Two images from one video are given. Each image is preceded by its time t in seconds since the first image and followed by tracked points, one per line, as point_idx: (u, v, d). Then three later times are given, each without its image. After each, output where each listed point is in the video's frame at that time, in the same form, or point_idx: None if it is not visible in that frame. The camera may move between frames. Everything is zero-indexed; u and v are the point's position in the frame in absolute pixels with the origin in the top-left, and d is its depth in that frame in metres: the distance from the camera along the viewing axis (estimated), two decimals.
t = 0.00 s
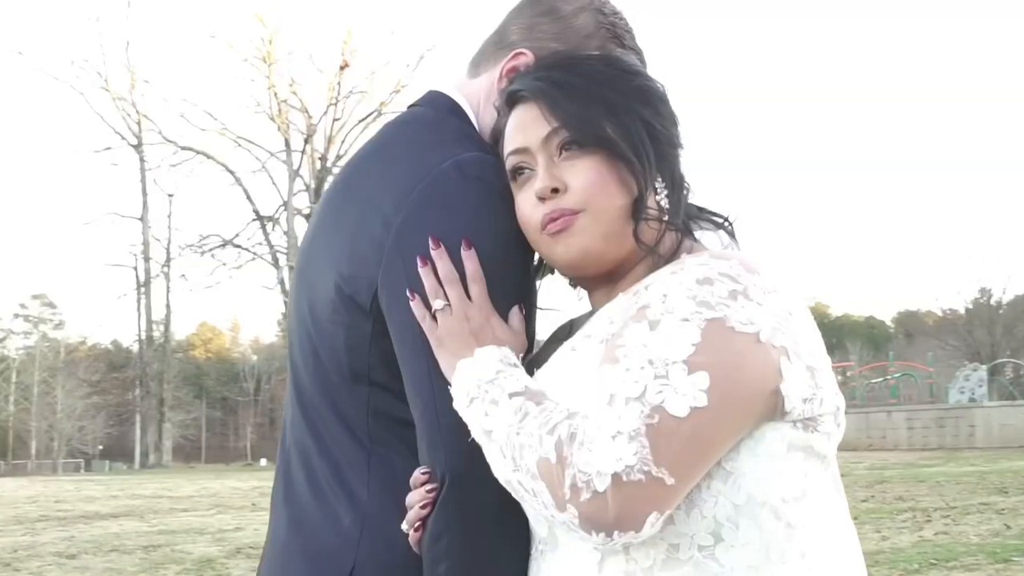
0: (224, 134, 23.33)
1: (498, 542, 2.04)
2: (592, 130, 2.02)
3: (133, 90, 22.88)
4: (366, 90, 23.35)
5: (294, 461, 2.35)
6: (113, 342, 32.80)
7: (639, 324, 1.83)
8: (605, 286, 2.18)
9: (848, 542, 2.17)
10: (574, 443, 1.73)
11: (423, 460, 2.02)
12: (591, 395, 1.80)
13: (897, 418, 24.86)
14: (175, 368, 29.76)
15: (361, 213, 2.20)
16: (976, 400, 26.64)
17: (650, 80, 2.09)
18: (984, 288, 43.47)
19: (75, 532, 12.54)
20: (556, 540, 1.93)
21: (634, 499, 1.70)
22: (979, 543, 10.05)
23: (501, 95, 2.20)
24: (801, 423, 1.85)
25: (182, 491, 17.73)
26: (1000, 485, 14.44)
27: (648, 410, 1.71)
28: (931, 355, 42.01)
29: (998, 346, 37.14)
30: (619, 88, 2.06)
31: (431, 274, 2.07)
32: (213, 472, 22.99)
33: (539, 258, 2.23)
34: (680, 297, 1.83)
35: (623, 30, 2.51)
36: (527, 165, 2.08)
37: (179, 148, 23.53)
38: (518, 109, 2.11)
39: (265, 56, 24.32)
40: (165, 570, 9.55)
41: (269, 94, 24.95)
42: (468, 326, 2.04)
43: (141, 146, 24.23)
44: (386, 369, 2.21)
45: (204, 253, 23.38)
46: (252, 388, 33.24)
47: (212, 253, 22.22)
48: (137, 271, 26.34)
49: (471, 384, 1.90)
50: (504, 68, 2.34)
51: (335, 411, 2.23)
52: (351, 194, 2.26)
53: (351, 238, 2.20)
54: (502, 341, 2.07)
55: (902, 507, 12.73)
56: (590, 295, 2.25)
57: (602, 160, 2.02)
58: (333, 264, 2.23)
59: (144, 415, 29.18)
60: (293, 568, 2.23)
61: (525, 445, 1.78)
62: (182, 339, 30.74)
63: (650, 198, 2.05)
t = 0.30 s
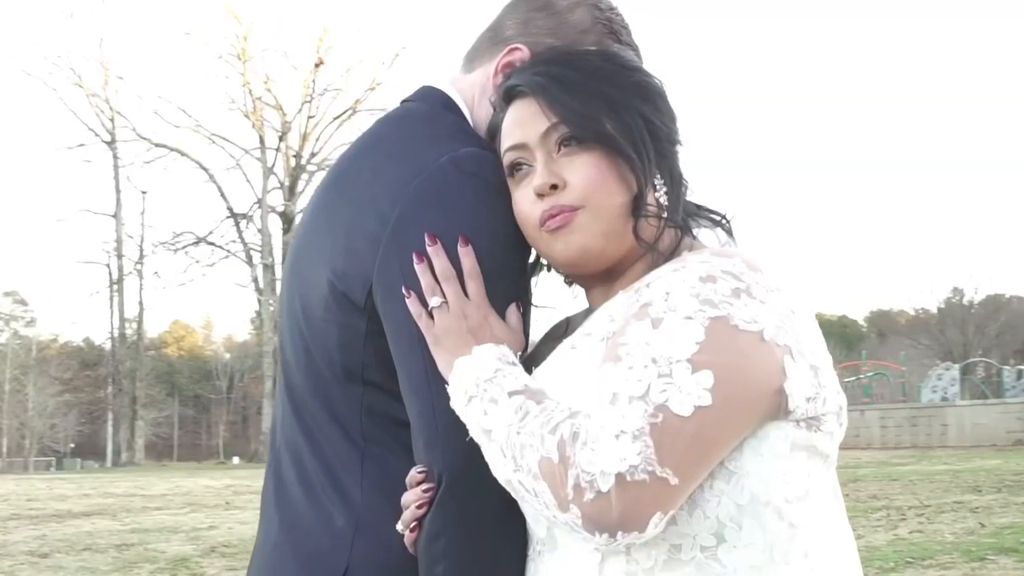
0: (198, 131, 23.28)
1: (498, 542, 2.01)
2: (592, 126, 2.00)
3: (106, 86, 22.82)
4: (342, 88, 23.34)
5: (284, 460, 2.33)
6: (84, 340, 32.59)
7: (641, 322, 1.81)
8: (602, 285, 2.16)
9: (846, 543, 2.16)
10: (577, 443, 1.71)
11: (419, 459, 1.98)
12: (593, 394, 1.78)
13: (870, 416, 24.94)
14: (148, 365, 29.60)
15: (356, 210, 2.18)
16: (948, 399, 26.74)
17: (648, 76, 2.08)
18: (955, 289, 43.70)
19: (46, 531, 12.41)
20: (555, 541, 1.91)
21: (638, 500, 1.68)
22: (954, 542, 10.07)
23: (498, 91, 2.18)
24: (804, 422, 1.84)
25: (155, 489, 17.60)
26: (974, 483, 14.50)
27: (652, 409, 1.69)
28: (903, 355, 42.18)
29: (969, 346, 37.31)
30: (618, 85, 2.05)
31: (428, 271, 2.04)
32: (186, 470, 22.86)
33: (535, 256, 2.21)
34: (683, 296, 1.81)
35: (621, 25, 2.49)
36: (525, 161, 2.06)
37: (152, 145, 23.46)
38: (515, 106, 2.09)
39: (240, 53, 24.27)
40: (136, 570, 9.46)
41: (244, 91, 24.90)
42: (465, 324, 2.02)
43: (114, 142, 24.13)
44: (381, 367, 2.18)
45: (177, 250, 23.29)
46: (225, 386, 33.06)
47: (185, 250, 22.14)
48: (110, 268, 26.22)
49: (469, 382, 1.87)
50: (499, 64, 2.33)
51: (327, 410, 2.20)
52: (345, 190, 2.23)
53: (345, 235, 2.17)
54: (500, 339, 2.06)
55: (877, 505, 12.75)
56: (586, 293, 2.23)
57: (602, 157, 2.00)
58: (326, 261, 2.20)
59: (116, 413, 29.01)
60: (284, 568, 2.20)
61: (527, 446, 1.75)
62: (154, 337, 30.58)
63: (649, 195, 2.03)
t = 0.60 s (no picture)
0: (161, 127, 23.16)
1: (496, 543, 1.98)
2: (592, 120, 1.96)
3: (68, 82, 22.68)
4: (305, 85, 23.25)
5: (273, 458, 2.29)
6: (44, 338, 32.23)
7: (646, 319, 1.78)
8: (601, 281, 2.13)
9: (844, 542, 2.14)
10: (581, 441, 1.67)
11: (414, 458, 1.95)
12: (596, 392, 1.75)
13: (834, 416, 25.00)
14: (109, 364, 29.35)
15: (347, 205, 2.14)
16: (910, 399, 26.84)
17: (646, 70, 2.05)
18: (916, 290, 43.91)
19: (7, 531, 12.27)
20: (555, 541, 1.88)
21: (644, 499, 1.65)
22: (921, 542, 10.09)
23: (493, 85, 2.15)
24: (808, 421, 1.82)
25: (116, 489, 17.44)
26: (938, 483, 14.56)
27: (658, 408, 1.66)
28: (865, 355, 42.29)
29: (930, 347, 37.48)
30: (616, 78, 2.02)
31: (423, 268, 2.01)
32: (147, 469, 22.69)
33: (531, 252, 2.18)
34: (687, 292, 1.78)
35: (615, 21, 2.48)
36: (523, 156, 2.02)
37: (114, 141, 23.32)
38: (511, 100, 2.06)
39: (203, 49, 24.15)
40: (101, 570, 9.36)
41: (207, 88, 24.78)
42: (462, 320, 1.99)
43: (75, 139, 23.95)
44: (373, 364, 2.14)
45: (139, 248, 23.13)
46: (186, 385, 32.82)
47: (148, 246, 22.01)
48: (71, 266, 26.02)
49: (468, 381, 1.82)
50: (493, 56, 2.31)
51: (318, 409, 2.16)
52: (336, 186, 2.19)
53: (336, 230, 2.13)
54: (496, 337, 2.03)
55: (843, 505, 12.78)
56: (583, 290, 2.20)
57: (602, 151, 1.97)
58: (317, 258, 2.17)
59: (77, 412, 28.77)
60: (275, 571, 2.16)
61: (529, 445, 1.72)
62: (116, 335, 30.35)
63: (649, 191, 2.00)
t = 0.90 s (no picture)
0: (135, 126, 23.07)
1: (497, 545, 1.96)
2: (594, 119, 1.95)
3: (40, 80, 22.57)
4: (279, 84, 23.19)
5: (267, 459, 2.27)
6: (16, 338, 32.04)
7: (651, 319, 1.76)
8: (602, 280, 2.12)
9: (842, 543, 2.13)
10: (588, 443, 1.65)
11: (413, 459, 1.92)
12: (601, 392, 1.73)
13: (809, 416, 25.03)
14: (82, 364, 29.18)
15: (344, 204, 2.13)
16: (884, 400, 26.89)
17: (647, 67, 2.04)
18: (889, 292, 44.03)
19: None
20: (556, 544, 1.86)
21: (651, 501, 1.63)
22: (897, 542, 10.10)
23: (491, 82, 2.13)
24: (813, 422, 1.82)
25: (88, 490, 17.33)
26: (912, 484, 14.61)
27: (664, 408, 1.64)
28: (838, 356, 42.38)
29: (903, 348, 37.59)
30: (618, 75, 2.00)
31: (423, 266, 1.99)
32: (119, 470, 22.57)
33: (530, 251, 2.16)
34: (693, 292, 1.77)
35: (612, 19, 2.49)
36: (523, 153, 2.00)
37: (88, 140, 23.21)
38: (510, 97, 2.04)
39: (178, 48, 24.06)
40: (74, 571, 9.30)
41: (181, 87, 24.69)
42: (462, 320, 1.98)
43: (49, 138, 23.85)
44: (370, 364, 2.12)
45: (113, 247, 23.03)
46: (159, 385, 32.65)
47: (121, 246, 21.91)
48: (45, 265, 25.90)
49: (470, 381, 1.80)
50: (490, 54, 2.31)
51: (314, 410, 2.14)
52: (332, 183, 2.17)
53: (333, 228, 2.11)
54: (497, 337, 2.01)
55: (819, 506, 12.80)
56: (582, 289, 2.18)
57: (604, 148, 1.96)
58: (314, 256, 2.14)
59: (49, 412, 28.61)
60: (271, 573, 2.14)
61: (533, 445, 1.70)
62: (88, 335, 30.19)
63: (651, 190, 1.99)
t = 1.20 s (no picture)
0: (98, 125, 22.93)
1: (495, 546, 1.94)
2: (596, 116, 1.93)
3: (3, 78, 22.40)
4: (245, 83, 23.10)
5: (257, 459, 2.24)
6: None
7: (655, 318, 1.74)
8: (601, 280, 2.10)
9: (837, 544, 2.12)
10: (594, 444, 1.63)
11: (410, 459, 1.89)
12: (604, 393, 1.70)
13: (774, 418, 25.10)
14: (43, 364, 28.95)
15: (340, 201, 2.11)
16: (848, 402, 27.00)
17: (647, 65, 2.02)
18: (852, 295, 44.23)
19: None
20: (556, 547, 1.84)
21: (659, 504, 1.60)
22: (864, 543, 10.14)
23: (490, 78, 2.12)
24: (818, 422, 1.81)
25: (50, 491, 17.19)
26: (877, 485, 14.68)
27: (671, 409, 1.62)
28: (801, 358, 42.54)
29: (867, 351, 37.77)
30: (618, 73, 1.99)
31: (420, 265, 1.96)
32: (80, 471, 22.40)
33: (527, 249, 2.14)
34: (698, 290, 1.75)
35: (608, 15, 2.49)
36: (522, 150, 1.98)
37: (51, 139, 23.04)
38: (509, 93, 2.02)
39: (143, 47, 23.94)
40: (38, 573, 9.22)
41: (146, 86, 24.56)
42: (461, 319, 1.95)
43: (11, 136, 23.66)
44: (365, 364, 2.09)
45: (75, 246, 22.88)
46: (121, 385, 32.36)
47: (84, 245, 21.77)
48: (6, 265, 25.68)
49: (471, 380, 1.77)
50: (486, 51, 2.32)
51: (308, 412, 2.11)
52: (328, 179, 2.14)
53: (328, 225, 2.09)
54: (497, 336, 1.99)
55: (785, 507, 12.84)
56: (580, 288, 2.17)
57: (606, 146, 1.94)
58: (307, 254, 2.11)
59: (10, 412, 28.35)
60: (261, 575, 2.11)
61: (536, 446, 1.67)
62: (50, 335, 29.96)
63: (652, 187, 1.98)
